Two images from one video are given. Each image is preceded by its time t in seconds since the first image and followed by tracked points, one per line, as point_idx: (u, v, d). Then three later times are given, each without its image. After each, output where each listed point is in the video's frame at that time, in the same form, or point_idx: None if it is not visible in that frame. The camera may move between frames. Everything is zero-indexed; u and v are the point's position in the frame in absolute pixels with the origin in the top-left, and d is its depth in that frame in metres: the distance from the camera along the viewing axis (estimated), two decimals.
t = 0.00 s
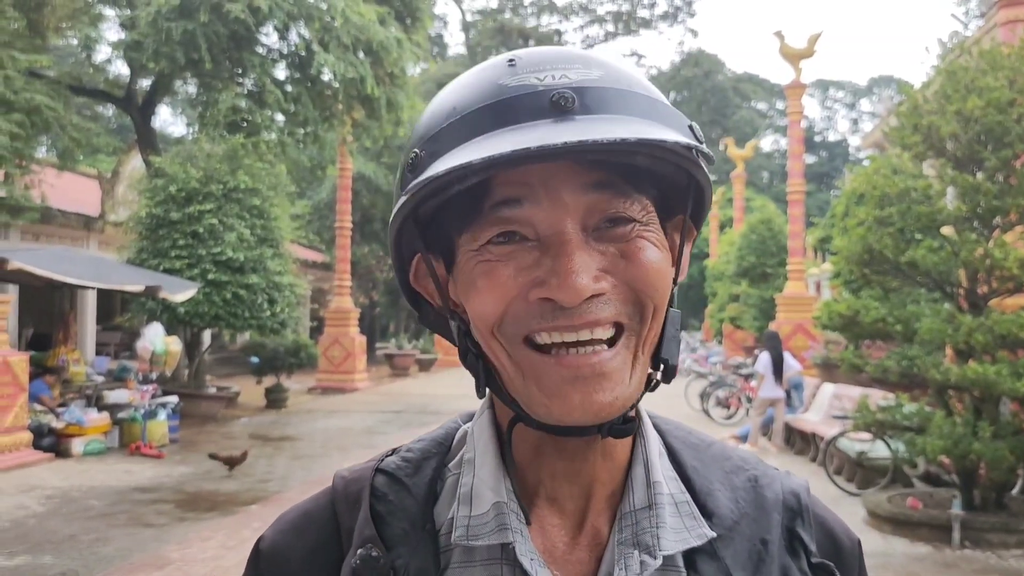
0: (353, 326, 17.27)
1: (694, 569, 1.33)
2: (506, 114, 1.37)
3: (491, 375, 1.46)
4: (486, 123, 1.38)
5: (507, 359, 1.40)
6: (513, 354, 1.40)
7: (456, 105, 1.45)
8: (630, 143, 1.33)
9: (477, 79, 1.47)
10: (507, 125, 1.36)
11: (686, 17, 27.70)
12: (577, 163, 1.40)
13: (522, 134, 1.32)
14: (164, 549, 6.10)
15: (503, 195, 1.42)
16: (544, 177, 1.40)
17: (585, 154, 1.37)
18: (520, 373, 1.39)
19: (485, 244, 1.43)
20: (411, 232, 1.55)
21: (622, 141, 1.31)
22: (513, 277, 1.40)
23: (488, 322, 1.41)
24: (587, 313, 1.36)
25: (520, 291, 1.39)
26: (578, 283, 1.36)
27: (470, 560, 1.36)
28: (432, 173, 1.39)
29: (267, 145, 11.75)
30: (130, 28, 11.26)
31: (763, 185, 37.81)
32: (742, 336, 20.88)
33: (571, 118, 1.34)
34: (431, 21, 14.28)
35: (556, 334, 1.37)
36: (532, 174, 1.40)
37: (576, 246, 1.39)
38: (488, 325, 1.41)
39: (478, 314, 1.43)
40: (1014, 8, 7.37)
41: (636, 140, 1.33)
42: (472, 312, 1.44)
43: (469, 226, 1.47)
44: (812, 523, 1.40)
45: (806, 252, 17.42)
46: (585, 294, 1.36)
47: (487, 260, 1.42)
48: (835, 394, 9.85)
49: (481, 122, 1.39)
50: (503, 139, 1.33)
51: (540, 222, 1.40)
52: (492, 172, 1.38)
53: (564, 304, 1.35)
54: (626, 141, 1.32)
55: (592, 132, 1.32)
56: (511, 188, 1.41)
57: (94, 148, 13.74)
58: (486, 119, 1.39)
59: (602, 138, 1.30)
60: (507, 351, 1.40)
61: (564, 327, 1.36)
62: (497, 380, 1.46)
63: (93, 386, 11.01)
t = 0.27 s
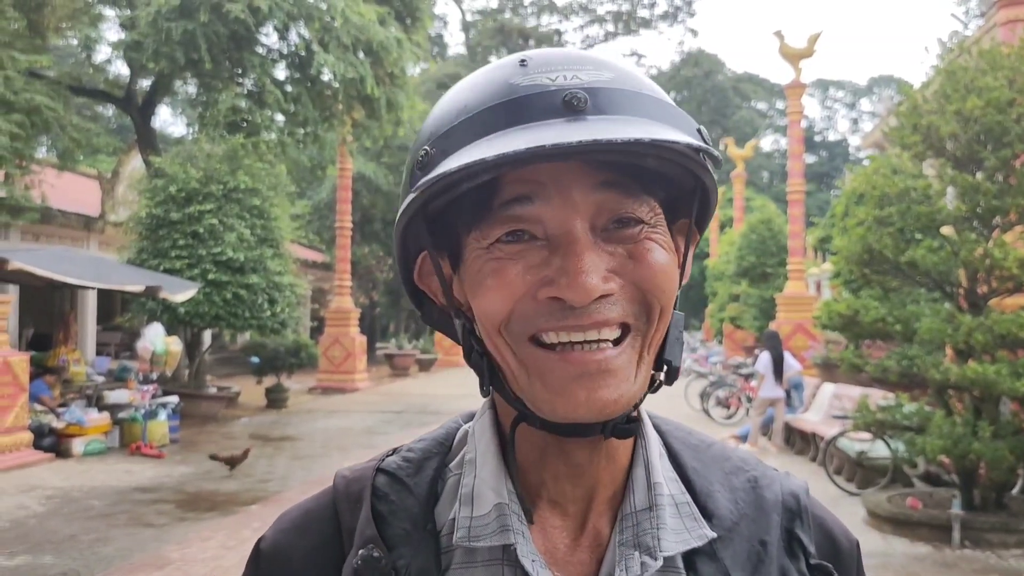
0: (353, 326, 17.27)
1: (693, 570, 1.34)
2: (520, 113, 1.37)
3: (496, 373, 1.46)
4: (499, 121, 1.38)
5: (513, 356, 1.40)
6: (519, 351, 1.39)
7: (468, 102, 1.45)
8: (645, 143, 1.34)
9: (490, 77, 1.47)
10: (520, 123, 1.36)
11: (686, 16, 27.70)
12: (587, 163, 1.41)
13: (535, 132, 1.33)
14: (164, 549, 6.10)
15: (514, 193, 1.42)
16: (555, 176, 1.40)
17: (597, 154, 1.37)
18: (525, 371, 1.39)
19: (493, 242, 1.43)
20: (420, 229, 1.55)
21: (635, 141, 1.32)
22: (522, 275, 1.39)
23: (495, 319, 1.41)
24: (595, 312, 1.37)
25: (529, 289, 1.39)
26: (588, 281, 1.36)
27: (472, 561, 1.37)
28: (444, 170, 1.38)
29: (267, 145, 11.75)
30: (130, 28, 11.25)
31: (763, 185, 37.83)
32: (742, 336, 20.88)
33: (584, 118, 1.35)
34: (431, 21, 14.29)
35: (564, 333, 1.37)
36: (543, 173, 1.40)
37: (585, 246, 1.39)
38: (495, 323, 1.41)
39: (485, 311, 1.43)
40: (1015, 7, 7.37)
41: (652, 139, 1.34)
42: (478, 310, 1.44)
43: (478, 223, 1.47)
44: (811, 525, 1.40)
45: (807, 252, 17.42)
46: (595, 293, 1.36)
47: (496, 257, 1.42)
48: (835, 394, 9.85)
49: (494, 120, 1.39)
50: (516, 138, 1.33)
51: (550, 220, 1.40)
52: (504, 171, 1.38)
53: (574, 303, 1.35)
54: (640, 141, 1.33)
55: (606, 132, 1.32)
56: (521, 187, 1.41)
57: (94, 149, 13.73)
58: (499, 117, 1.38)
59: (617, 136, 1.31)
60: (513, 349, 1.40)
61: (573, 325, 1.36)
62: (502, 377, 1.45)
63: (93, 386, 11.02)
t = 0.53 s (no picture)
0: (354, 325, 17.28)
1: (688, 570, 1.34)
2: (526, 111, 1.37)
3: (494, 370, 1.47)
4: (505, 118, 1.38)
5: (513, 355, 1.40)
6: (519, 349, 1.39)
7: (472, 99, 1.45)
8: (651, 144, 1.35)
9: (493, 73, 1.48)
10: (526, 121, 1.36)
11: (687, 16, 27.70)
12: (591, 162, 1.41)
13: (541, 130, 1.33)
14: (165, 548, 6.10)
15: (516, 191, 1.42)
16: (559, 175, 1.41)
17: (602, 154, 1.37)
18: (524, 369, 1.39)
19: (495, 239, 1.44)
20: (421, 226, 1.55)
21: (640, 142, 1.32)
22: (524, 273, 1.40)
23: (496, 317, 1.41)
24: (596, 312, 1.37)
25: (530, 288, 1.39)
26: (590, 281, 1.36)
27: (467, 560, 1.37)
28: (448, 167, 1.38)
29: (267, 145, 11.75)
30: (131, 28, 11.24)
31: (764, 184, 37.83)
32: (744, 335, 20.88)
33: (588, 118, 1.35)
34: (431, 21, 14.29)
35: (565, 332, 1.37)
36: (547, 172, 1.41)
37: (587, 245, 1.40)
38: (496, 321, 1.41)
39: (485, 310, 1.43)
40: (1014, 6, 7.37)
41: (658, 139, 1.35)
42: (479, 307, 1.44)
43: (479, 221, 1.47)
44: (805, 526, 1.40)
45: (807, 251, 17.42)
46: (597, 292, 1.37)
47: (497, 256, 1.43)
48: (836, 393, 9.85)
49: (499, 118, 1.39)
50: (521, 136, 1.33)
51: (553, 218, 1.41)
52: (507, 169, 1.38)
53: (575, 303, 1.36)
54: (646, 141, 1.33)
55: (611, 132, 1.33)
56: (524, 185, 1.42)
57: (95, 149, 13.74)
58: (504, 114, 1.39)
59: (623, 136, 1.32)
60: (513, 347, 1.40)
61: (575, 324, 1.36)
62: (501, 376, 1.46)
63: (95, 386, 11.03)
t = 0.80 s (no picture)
0: (356, 325, 17.28)
1: (678, 560, 1.33)
2: (525, 102, 1.37)
3: (487, 363, 1.46)
4: (504, 108, 1.38)
5: (506, 345, 1.40)
6: (513, 338, 1.39)
7: (471, 90, 1.45)
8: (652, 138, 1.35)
9: (492, 66, 1.48)
10: (525, 112, 1.36)
11: (689, 15, 27.67)
12: (588, 154, 1.41)
13: (540, 121, 1.33)
14: (168, 548, 6.11)
15: (513, 181, 1.42)
16: (555, 166, 1.41)
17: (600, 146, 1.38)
18: (518, 358, 1.38)
19: (489, 229, 1.44)
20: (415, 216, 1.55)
21: (640, 133, 1.33)
22: (520, 263, 1.39)
23: (490, 307, 1.40)
24: (591, 301, 1.37)
25: (525, 277, 1.39)
26: (585, 270, 1.36)
27: (456, 557, 1.37)
28: (446, 155, 1.38)
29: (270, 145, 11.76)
30: (133, 28, 11.24)
31: (766, 183, 37.81)
32: (746, 335, 20.87)
33: (587, 110, 1.36)
34: (434, 21, 14.29)
35: (559, 322, 1.37)
36: (544, 162, 1.41)
37: (583, 235, 1.39)
38: (490, 311, 1.40)
39: (479, 300, 1.43)
40: (1017, 4, 7.36)
41: (657, 133, 1.35)
42: (473, 297, 1.44)
43: (475, 211, 1.47)
44: (798, 517, 1.40)
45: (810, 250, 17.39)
46: (592, 281, 1.36)
47: (492, 245, 1.42)
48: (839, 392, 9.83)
49: (498, 108, 1.39)
50: (520, 126, 1.33)
51: (548, 207, 1.41)
52: (504, 159, 1.38)
53: (570, 291, 1.35)
54: (646, 133, 1.34)
55: (610, 124, 1.33)
56: (522, 175, 1.42)
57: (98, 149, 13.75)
58: (502, 105, 1.39)
59: (622, 129, 1.32)
60: (507, 337, 1.39)
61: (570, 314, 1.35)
62: (494, 367, 1.45)
63: (98, 386, 11.06)
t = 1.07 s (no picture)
0: (360, 325, 17.29)
1: (671, 554, 1.34)
2: (510, 103, 1.37)
3: (478, 364, 1.46)
4: (489, 110, 1.38)
5: (496, 347, 1.40)
6: (502, 340, 1.39)
7: (456, 92, 1.45)
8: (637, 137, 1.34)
9: (476, 66, 1.48)
10: (510, 113, 1.36)
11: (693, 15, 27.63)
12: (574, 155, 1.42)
13: (525, 122, 1.33)
14: (172, 548, 6.12)
15: (500, 184, 1.42)
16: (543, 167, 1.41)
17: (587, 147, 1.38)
18: (507, 360, 1.38)
19: (477, 231, 1.45)
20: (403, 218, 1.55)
21: (625, 133, 1.33)
22: (509, 266, 1.40)
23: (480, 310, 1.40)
24: (581, 302, 1.36)
25: (514, 279, 1.39)
26: (574, 271, 1.36)
27: (449, 554, 1.38)
28: (433, 159, 1.38)
29: (274, 145, 11.77)
30: (137, 29, 11.24)
31: (770, 183, 37.76)
32: (750, 334, 20.84)
33: (572, 111, 1.36)
34: (437, 21, 14.30)
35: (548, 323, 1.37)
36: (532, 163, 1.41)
37: (570, 236, 1.40)
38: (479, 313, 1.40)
39: (470, 302, 1.43)
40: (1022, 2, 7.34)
41: (645, 133, 1.35)
42: (462, 299, 1.45)
43: (463, 214, 1.48)
44: (795, 512, 1.39)
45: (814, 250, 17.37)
46: (581, 282, 1.36)
47: (480, 248, 1.43)
48: (844, 392, 9.82)
49: (484, 110, 1.39)
50: (506, 128, 1.33)
51: (535, 209, 1.41)
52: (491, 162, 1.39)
53: (559, 292, 1.35)
54: (632, 133, 1.33)
55: (596, 124, 1.33)
56: (508, 177, 1.42)
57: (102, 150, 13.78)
58: (488, 106, 1.39)
59: (609, 129, 1.32)
60: (496, 339, 1.39)
61: (559, 315, 1.34)
62: (485, 368, 1.45)
63: (102, 386, 11.10)
